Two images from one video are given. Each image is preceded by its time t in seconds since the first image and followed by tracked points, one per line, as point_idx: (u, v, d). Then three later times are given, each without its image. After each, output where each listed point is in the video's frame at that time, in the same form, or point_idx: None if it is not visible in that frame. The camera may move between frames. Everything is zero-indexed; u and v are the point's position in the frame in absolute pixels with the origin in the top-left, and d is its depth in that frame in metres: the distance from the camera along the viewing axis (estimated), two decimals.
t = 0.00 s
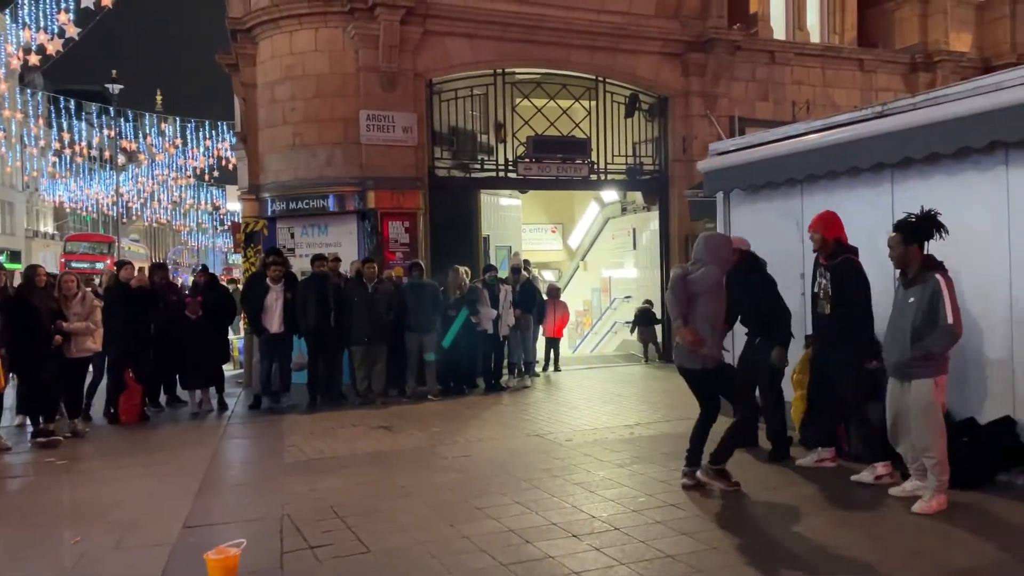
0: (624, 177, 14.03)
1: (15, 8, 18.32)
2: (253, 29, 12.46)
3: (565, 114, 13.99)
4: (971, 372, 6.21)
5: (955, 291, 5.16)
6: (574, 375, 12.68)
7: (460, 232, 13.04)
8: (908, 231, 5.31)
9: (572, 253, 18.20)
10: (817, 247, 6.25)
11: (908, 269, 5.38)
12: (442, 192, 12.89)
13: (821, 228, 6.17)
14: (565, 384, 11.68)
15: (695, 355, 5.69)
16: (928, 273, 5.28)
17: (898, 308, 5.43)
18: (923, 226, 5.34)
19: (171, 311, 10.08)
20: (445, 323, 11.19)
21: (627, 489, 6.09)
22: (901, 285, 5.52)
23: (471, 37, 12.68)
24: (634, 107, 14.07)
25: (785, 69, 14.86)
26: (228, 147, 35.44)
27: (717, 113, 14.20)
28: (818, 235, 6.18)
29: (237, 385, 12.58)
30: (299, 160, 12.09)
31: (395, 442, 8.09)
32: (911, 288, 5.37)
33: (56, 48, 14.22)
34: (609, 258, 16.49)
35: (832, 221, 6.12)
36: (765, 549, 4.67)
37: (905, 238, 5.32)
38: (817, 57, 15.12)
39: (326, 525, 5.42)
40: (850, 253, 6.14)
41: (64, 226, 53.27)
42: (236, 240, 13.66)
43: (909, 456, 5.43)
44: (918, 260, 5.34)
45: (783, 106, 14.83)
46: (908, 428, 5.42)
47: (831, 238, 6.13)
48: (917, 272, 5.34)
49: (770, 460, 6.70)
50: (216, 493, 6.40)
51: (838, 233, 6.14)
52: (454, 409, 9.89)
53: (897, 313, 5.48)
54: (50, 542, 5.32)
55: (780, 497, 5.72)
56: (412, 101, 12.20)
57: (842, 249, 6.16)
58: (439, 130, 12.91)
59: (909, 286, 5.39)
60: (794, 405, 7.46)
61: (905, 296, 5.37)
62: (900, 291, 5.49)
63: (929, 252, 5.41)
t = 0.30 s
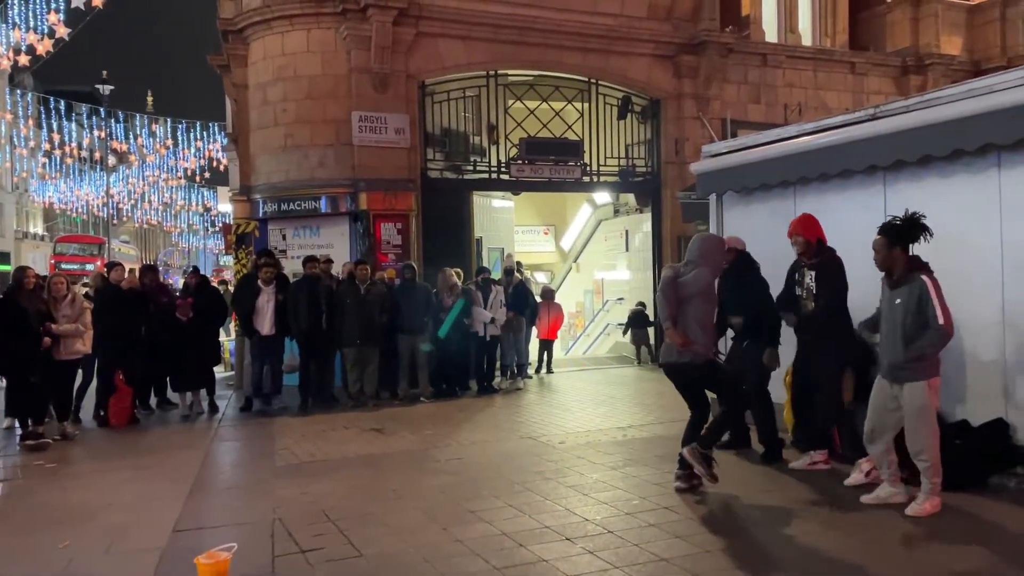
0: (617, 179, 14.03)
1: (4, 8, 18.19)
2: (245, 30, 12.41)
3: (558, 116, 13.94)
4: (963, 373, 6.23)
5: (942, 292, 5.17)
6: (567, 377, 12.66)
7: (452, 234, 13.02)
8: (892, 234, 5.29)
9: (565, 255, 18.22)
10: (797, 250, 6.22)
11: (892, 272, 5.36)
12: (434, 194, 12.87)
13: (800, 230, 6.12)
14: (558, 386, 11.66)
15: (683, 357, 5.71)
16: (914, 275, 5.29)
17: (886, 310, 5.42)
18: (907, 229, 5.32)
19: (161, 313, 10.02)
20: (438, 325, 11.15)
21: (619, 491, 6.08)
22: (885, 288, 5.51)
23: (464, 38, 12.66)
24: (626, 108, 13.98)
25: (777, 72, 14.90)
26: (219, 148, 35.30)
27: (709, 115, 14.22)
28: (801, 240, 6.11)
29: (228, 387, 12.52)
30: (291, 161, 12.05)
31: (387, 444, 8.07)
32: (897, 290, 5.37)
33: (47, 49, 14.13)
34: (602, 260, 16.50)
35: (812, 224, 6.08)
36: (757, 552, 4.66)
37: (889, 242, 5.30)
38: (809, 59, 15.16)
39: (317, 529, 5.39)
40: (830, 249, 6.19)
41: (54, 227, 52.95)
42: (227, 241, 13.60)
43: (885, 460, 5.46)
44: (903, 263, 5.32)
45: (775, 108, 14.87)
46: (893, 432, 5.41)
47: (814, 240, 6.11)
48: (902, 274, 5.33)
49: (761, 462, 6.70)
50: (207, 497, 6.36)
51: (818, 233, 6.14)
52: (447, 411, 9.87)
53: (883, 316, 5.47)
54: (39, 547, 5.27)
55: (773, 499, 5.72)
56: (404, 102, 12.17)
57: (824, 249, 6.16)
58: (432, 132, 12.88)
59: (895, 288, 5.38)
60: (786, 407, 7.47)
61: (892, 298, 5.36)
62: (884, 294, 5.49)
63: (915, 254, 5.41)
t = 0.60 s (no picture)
0: (610, 180, 14.03)
1: None
2: (238, 30, 12.36)
3: (552, 117, 13.92)
4: (956, 375, 6.23)
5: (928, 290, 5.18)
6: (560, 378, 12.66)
7: (446, 235, 13.00)
8: (882, 233, 5.26)
9: (558, 256, 18.22)
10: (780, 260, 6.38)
11: (877, 271, 5.33)
12: (427, 195, 12.84)
13: (781, 241, 6.30)
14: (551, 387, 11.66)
15: (675, 362, 5.70)
16: (900, 273, 5.27)
17: (870, 308, 5.38)
18: (895, 228, 5.30)
19: (152, 314, 9.94)
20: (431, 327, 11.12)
21: (613, 493, 6.06)
22: (867, 286, 5.47)
23: (457, 39, 12.64)
24: (620, 110, 13.99)
25: (770, 73, 14.93)
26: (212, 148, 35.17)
27: (702, 117, 14.24)
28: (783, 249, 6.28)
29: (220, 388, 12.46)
30: (284, 161, 12.01)
31: (381, 445, 8.04)
32: (882, 287, 5.34)
33: (38, 49, 14.05)
34: (596, 261, 16.49)
35: (793, 233, 6.25)
36: (752, 554, 4.65)
37: (877, 240, 5.27)
38: (802, 61, 15.20)
39: (310, 531, 5.36)
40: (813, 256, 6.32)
41: (44, 227, 52.67)
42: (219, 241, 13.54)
43: (879, 463, 5.43)
44: (887, 262, 5.30)
45: (768, 110, 14.89)
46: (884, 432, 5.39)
47: (796, 248, 6.27)
48: (887, 272, 5.29)
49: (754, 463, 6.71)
50: (199, 499, 6.31)
51: (799, 242, 6.31)
52: (440, 412, 9.84)
53: (865, 314, 5.42)
54: (29, 550, 5.22)
55: (767, 501, 5.72)
56: (398, 103, 12.15)
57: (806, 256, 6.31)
58: (425, 132, 12.85)
59: (881, 285, 5.34)
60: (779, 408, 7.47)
61: (878, 296, 5.32)
62: (867, 292, 5.44)
63: (898, 253, 5.39)
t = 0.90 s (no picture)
0: (604, 180, 14.03)
1: None
2: (230, 29, 12.31)
3: (545, 117, 13.91)
4: (947, 375, 6.26)
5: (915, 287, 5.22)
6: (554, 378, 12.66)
7: (439, 235, 12.97)
8: (868, 235, 5.26)
9: (552, 256, 18.22)
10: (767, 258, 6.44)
11: (862, 272, 5.32)
12: (421, 195, 12.81)
13: (768, 241, 6.37)
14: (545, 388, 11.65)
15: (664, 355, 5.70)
16: (886, 273, 5.27)
17: (857, 309, 5.36)
18: (881, 229, 5.31)
19: (144, 314, 9.88)
20: (424, 327, 11.12)
21: (607, 493, 6.06)
22: (849, 287, 5.45)
23: (451, 39, 12.62)
24: (613, 110, 14.02)
25: (763, 74, 14.96)
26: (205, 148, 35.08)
27: (695, 117, 14.26)
28: (769, 247, 6.35)
29: (212, 389, 12.42)
30: (276, 161, 11.97)
31: (374, 446, 8.01)
32: (867, 289, 5.32)
33: (30, 47, 13.97)
34: (589, 261, 16.50)
35: (779, 232, 6.32)
36: (744, 554, 4.66)
37: (863, 240, 5.27)
38: (795, 62, 15.24)
39: (302, 532, 5.34)
40: (797, 255, 6.40)
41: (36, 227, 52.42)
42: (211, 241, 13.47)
43: (872, 462, 5.41)
44: (871, 263, 5.31)
45: (761, 110, 14.92)
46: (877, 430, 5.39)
47: (782, 248, 6.35)
48: (872, 273, 5.29)
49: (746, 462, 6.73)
50: (191, 499, 6.29)
51: (786, 241, 6.37)
52: (434, 413, 9.83)
53: (852, 315, 5.40)
54: (19, 551, 5.18)
55: (759, 501, 5.72)
56: (391, 102, 12.12)
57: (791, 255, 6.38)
58: (419, 132, 12.82)
59: (865, 286, 5.33)
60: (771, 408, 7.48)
61: (865, 296, 5.30)
62: (851, 293, 5.42)
63: (880, 254, 5.40)
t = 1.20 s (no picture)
0: (597, 180, 14.03)
1: None
2: (223, 28, 12.27)
3: (538, 116, 13.91)
4: (938, 375, 6.28)
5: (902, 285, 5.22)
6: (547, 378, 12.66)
7: (433, 234, 12.95)
8: (858, 235, 5.24)
9: (545, 256, 18.22)
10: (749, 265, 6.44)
11: (851, 272, 5.30)
12: (414, 194, 12.79)
13: (749, 247, 6.35)
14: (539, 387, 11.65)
15: (655, 362, 5.70)
16: (873, 273, 5.27)
17: (846, 309, 5.35)
18: (870, 230, 5.30)
19: (136, 314, 9.82)
20: (417, 327, 11.10)
21: (600, 493, 6.06)
22: (836, 287, 5.44)
23: (444, 39, 12.60)
24: (607, 110, 13.99)
25: (756, 74, 14.99)
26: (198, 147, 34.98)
27: (689, 117, 14.28)
28: (751, 255, 6.34)
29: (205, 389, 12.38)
30: (269, 160, 11.93)
31: (366, 446, 7.98)
32: (855, 289, 5.31)
33: (21, 46, 13.90)
34: (582, 261, 16.50)
35: (761, 238, 6.31)
36: (737, 553, 4.65)
37: (853, 241, 5.25)
38: (788, 62, 15.28)
39: (294, 532, 5.32)
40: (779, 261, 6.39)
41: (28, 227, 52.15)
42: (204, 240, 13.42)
43: (864, 461, 5.45)
44: (860, 263, 5.30)
45: (754, 110, 14.95)
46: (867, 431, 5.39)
47: (763, 253, 6.33)
48: (860, 273, 5.29)
49: (735, 459, 6.77)
50: (182, 500, 6.26)
51: (768, 247, 6.36)
52: (427, 412, 9.81)
53: (840, 315, 5.39)
54: (9, 552, 5.15)
55: (751, 500, 5.73)
56: (384, 102, 12.10)
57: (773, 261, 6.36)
58: (412, 131, 12.80)
59: (854, 285, 5.32)
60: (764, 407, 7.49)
61: (853, 296, 5.30)
62: (839, 294, 5.41)
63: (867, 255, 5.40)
